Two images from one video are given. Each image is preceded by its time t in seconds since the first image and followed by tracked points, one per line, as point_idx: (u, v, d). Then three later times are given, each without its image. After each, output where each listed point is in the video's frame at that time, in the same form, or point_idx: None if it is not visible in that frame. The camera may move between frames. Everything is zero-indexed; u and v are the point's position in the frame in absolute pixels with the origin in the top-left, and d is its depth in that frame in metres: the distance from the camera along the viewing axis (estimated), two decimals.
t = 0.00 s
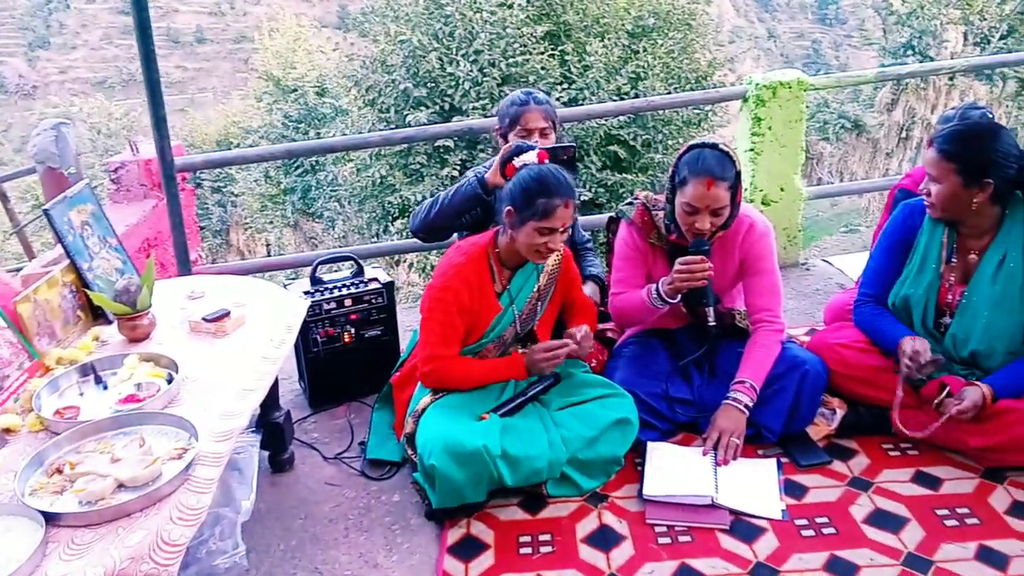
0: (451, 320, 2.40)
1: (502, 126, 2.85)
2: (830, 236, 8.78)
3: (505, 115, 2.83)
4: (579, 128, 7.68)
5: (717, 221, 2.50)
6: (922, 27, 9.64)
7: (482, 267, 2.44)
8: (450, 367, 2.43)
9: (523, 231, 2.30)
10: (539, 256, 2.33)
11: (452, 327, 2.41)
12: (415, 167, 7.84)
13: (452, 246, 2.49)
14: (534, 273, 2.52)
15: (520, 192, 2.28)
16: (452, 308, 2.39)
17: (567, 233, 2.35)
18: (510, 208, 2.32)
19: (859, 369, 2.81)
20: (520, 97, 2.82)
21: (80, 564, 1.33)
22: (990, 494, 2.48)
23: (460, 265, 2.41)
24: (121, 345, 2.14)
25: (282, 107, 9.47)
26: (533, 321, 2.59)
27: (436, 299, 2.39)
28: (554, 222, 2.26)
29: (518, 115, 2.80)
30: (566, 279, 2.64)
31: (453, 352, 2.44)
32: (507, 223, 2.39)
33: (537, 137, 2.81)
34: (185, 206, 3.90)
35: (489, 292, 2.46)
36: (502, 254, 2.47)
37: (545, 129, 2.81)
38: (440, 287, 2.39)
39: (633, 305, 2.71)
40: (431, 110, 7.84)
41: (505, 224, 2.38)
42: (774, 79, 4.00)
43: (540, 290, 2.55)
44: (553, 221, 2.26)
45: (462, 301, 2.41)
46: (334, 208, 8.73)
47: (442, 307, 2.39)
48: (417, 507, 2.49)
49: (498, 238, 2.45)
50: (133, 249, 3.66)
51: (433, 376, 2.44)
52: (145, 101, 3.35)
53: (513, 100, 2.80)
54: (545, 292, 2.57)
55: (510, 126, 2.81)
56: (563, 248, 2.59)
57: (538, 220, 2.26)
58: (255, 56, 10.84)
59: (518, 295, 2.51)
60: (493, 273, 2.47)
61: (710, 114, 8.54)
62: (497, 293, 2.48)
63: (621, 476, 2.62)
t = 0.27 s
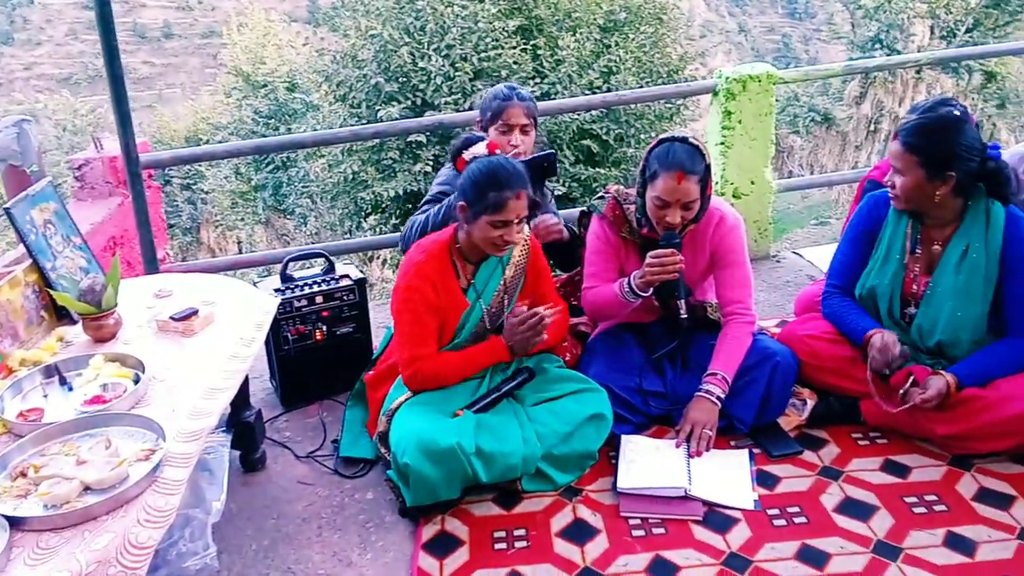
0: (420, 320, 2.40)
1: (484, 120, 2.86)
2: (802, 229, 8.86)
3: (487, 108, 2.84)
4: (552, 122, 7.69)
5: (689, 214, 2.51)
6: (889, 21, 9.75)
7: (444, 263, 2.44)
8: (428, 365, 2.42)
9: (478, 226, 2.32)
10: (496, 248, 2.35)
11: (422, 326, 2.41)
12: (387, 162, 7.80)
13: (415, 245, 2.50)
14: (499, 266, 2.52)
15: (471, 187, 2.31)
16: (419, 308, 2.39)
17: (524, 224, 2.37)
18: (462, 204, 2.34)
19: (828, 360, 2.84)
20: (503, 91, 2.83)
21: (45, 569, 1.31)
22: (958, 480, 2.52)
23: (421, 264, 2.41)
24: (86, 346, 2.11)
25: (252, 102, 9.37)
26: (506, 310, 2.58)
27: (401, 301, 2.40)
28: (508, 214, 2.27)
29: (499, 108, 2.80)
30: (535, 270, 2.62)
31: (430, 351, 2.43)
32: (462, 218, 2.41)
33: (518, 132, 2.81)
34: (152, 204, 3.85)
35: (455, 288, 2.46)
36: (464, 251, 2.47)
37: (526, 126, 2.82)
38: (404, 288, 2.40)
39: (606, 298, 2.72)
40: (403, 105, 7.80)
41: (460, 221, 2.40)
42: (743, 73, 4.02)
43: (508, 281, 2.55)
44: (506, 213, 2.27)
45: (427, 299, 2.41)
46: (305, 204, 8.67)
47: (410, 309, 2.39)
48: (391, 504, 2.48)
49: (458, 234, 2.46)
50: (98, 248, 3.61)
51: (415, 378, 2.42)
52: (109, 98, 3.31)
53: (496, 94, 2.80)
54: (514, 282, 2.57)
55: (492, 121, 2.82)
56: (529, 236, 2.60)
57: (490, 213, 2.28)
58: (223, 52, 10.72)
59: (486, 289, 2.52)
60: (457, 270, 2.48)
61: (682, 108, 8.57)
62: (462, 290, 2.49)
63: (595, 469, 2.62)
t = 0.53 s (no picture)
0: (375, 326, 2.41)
1: (470, 117, 2.89)
2: (776, 224, 8.92)
3: (474, 105, 2.87)
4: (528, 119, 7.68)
5: (665, 211, 2.52)
6: (861, 18, 9.84)
7: (406, 270, 2.43)
8: (376, 372, 2.45)
9: (440, 236, 2.33)
10: (461, 255, 2.36)
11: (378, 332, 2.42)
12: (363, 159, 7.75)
13: (379, 250, 2.49)
14: (465, 272, 2.52)
15: (429, 197, 2.31)
16: (375, 315, 2.40)
17: (485, 228, 2.38)
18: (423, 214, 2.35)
19: (803, 353, 2.87)
20: (491, 90, 2.86)
21: (17, 573, 1.29)
22: (931, 471, 2.55)
23: (382, 271, 2.40)
24: (57, 347, 2.07)
25: (225, 99, 9.28)
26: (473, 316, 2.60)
27: (357, 307, 2.40)
28: (468, 222, 2.29)
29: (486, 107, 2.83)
30: (505, 269, 2.64)
31: (377, 355, 2.45)
32: (423, 226, 2.42)
33: (504, 132, 2.86)
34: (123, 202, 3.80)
35: (418, 294, 2.46)
36: (428, 256, 2.46)
37: (512, 125, 2.87)
38: (361, 295, 2.40)
39: (583, 295, 2.73)
40: (379, 102, 7.75)
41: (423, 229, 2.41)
42: (717, 69, 4.04)
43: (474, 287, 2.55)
44: (466, 222, 2.29)
45: (384, 307, 2.40)
46: (281, 202, 8.62)
47: (364, 316, 2.40)
48: (369, 503, 2.47)
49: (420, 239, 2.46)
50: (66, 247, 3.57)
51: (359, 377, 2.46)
52: (78, 95, 3.26)
53: (484, 92, 2.84)
54: (481, 288, 2.57)
55: (479, 119, 2.86)
56: (501, 235, 2.61)
57: (450, 222, 2.29)
58: (195, 48, 10.60)
59: (451, 297, 2.51)
60: (420, 277, 2.47)
61: (658, 105, 8.59)
62: (426, 298, 2.48)
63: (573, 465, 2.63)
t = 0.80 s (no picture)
0: (356, 329, 2.41)
1: (463, 115, 2.90)
2: (755, 219, 8.97)
3: (468, 104, 2.87)
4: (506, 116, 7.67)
5: (643, 206, 2.52)
6: (837, 14, 9.90)
7: (380, 268, 2.44)
8: (364, 370, 2.42)
9: (406, 233, 2.33)
10: (430, 250, 2.35)
11: (360, 335, 2.42)
12: (342, 156, 7.72)
13: (352, 250, 2.49)
14: (438, 267, 2.51)
15: (392, 195, 2.32)
16: (351, 315, 2.40)
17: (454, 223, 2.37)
18: (388, 213, 2.35)
19: (782, 347, 2.89)
20: (486, 89, 2.86)
21: None
22: (908, 462, 2.57)
23: (354, 271, 2.41)
24: (29, 349, 2.05)
25: (202, 97, 9.19)
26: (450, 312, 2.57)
27: (337, 310, 2.41)
28: (431, 215, 2.28)
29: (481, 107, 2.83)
30: (480, 263, 2.61)
31: (363, 357, 2.43)
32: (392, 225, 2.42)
33: (494, 134, 2.87)
34: (97, 202, 3.77)
35: (393, 292, 2.45)
36: (400, 254, 2.46)
37: (503, 128, 2.87)
38: (339, 298, 2.40)
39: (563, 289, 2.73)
40: (357, 99, 7.72)
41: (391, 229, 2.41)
42: (695, 65, 4.06)
43: (449, 280, 2.54)
44: (429, 215, 2.28)
45: (360, 307, 2.40)
46: (259, 200, 8.57)
47: (344, 319, 2.41)
48: (350, 502, 2.46)
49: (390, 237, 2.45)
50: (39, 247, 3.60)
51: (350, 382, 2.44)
52: (51, 93, 3.22)
53: (479, 92, 2.84)
54: (457, 282, 2.55)
55: (471, 118, 2.86)
56: (472, 225, 2.59)
57: (414, 217, 2.29)
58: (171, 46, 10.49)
59: (427, 292, 2.50)
60: (394, 274, 2.47)
61: (637, 101, 8.61)
62: (401, 295, 2.47)
63: (554, 461, 2.63)
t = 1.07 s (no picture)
0: (325, 329, 2.41)
1: (446, 111, 2.88)
2: (734, 214, 8.99)
3: (452, 101, 2.86)
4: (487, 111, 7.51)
5: (620, 202, 2.52)
6: (814, 9, 9.94)
7: (353, 271, 2.41)
8: (326, 371, 2.44)
9: (380, 236, 2.32)
10: (404, 252, 2.35)
11: (328, 335, 2.42)
12: (321, 154, 7.65)
13: (323, 250, 2.45)
14: (413, 271, 2.49)
15: (366, 198, 2.30)
16: (323, 317, 2.39)
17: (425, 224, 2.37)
18: (361, 215, 2.33)
19: (761, 341, 2.90)
20: (466, 87, 2.85)
21: None
22: (885, 454, 2.60)
23: (329, 273, 2.38)
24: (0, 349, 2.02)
25: (177, 93, 9.09)
26: (425, 310, 2.54)
27: (307, 311, 2.40)
28: (405, 219, 2.28)
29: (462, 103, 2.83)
30: (456, 264, 2.60)
31: (329, 356, 2.44)
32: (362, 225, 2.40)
33: (476, 132, 2.86)
34: (70, 199, 3.72)
35: (365, 295, 2.43)
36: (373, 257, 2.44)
37: (485, 126, 2.87)
38: (310, 300, 2.38)
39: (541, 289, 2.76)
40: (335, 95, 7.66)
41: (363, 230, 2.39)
42: (672, 60, 4.07)
43: (423, 283, 2.51)
44: (403, 219, 2.28)
45: (333, 309, 2.40)
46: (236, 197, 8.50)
47: (315, 320, 2.40)
48: (329, 501, 2.45)
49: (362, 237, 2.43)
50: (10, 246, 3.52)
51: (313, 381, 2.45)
52: (21, 89, 3.17)
53: (460, 90, 2.83)
54: (433, 284, 2.53)
55: (453, 115, 2.85)
56: (449, 227, 2.56)
57: (387, 221, 2.28)
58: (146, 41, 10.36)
59: (399, 295, 2.49)
60: (369, 276, 2.45)
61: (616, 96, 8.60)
62: (375, 298, 2.45)
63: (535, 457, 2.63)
